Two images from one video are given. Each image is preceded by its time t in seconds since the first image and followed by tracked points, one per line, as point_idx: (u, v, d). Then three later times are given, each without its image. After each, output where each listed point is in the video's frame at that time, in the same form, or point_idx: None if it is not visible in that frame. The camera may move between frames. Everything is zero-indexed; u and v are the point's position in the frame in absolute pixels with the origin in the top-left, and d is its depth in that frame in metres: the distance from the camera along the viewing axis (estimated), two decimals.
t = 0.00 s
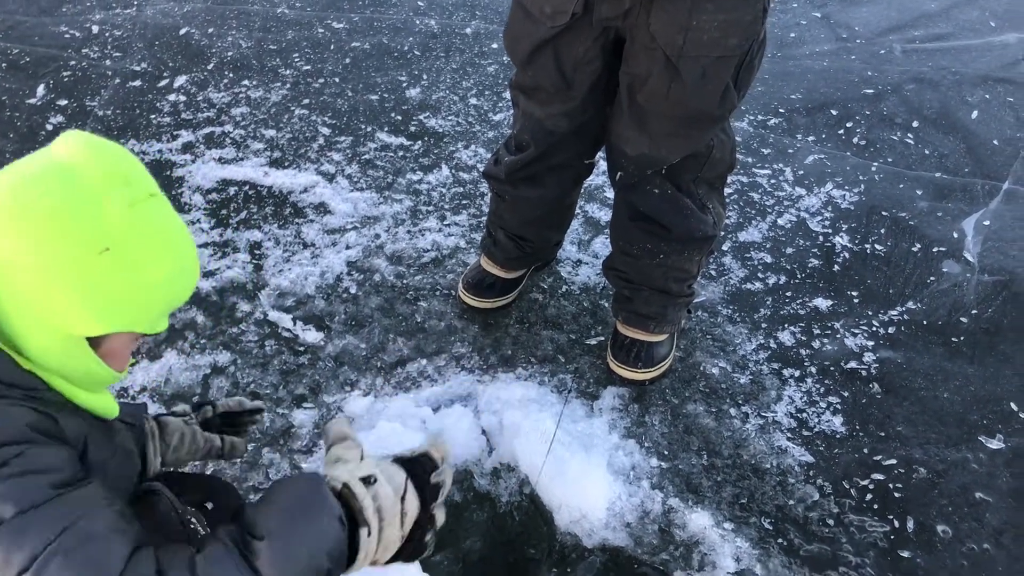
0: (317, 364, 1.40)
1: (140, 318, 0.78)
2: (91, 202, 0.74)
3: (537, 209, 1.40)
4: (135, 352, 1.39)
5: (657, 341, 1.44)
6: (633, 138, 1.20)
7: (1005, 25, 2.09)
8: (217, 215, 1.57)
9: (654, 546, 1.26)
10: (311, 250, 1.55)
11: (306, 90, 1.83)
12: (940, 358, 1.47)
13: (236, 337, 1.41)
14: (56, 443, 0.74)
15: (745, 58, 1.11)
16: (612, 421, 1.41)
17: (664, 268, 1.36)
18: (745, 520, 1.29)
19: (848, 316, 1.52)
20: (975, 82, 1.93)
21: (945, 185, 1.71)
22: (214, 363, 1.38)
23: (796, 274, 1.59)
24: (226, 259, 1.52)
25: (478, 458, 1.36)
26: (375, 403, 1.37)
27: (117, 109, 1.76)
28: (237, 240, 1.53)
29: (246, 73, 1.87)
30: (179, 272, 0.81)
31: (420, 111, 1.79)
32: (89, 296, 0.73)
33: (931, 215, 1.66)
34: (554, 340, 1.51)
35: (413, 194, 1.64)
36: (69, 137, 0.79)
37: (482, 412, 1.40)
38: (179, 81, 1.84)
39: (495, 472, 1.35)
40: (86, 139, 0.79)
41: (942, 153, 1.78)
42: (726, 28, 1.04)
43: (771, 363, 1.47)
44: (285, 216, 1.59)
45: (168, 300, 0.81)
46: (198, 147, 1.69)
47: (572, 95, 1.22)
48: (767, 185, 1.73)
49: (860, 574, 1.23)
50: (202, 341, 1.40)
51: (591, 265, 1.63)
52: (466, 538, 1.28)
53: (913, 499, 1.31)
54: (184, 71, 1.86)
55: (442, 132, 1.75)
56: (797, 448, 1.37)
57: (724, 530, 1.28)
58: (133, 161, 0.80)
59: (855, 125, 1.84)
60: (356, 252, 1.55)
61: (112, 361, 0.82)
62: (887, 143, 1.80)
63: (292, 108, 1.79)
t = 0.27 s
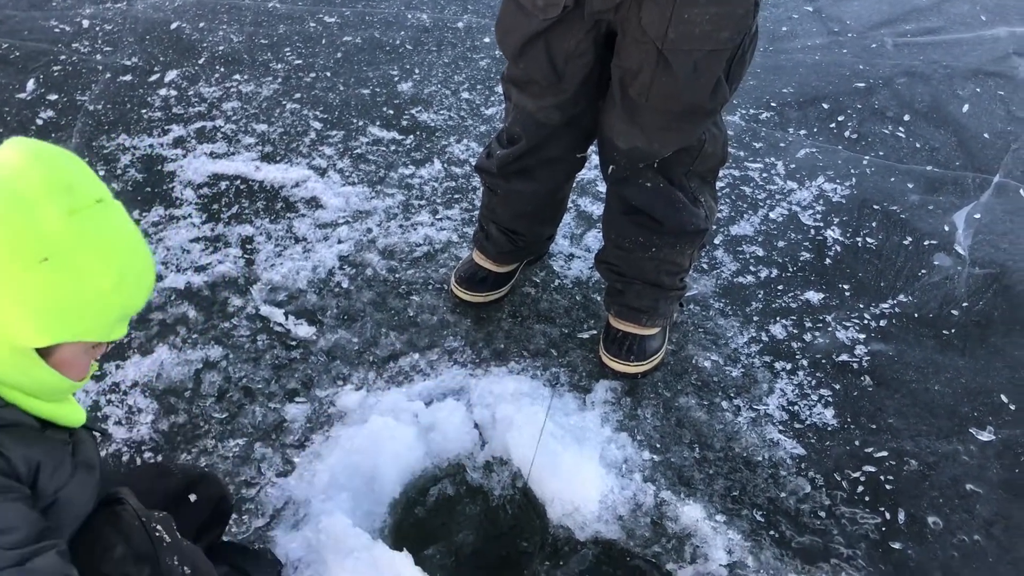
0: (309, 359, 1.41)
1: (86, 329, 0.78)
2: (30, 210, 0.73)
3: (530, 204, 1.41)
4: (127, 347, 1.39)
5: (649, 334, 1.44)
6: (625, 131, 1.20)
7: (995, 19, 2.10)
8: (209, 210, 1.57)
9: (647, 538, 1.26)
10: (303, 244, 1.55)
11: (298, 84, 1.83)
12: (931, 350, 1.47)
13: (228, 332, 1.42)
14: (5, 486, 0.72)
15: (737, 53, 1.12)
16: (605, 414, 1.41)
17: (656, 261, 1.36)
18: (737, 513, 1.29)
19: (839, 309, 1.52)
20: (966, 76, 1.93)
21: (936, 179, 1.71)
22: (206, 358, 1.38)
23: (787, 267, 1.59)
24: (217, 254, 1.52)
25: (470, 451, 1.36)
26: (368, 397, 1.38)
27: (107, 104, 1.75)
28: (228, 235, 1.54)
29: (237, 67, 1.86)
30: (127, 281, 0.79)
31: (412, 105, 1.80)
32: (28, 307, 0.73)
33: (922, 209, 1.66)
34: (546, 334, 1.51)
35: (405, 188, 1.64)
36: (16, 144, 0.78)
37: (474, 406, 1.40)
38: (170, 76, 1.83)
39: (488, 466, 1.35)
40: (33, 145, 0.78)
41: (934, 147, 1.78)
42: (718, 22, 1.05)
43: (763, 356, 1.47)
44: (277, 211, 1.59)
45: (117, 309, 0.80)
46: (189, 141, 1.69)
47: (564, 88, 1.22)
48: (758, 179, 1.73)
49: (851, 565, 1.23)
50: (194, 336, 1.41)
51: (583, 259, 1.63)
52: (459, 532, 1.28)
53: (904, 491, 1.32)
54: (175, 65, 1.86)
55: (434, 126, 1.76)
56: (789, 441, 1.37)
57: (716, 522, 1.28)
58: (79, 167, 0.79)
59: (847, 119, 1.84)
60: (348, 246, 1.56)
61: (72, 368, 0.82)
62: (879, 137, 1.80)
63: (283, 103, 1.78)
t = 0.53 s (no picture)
0: (296, 352, 1.41)
1: (159, 301, 0.78)
2: (123, 182, 0.73)
3: (516, 196, 1.41)
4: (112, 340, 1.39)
5: (636, 327, 1.45)
6: (609, 125, 1.20)
7: (980, 13, 2.11)
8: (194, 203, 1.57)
9: (634, 529, 1.27)
10: (290, 237, 1.55)
11: (284, 76, 1.82)
12: (916, 342, 1.48)
13: (214, 325, 1.41)
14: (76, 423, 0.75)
15: (721, 47, 1.10)
16: (592, 406, 1.41)
17: (642, 256, 1.37)
18: (723, 503, 1.30)
19: (824, 301, 1.53)
20: (951, 69, 1.94)
21: (921, 171, 1.72)
22: (192, 351, 1.38)
23: (773, 259, 1.60)
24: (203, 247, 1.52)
25: (458, 443, 1.36)
26: (355, 390, 1.38)
27: (91, 96, 1.74)
28: (214, 227, 1.53)
29: (223, 59, 1.85)
30: (197, 261, 0.81)
31: (399, 97, 1.80)
32: (111, 270, 0.73)
33: (907, 201, 1.67)
34: (533, 326, 1.51)
35: (392, 180, 1.64)
36: (110, 121, 0.79)
37: (461, 398, 1.40)
38: (155, 68, 1.82)
39: (475, 458, 1.35)
40: (126, 127, 0.79)
41: (919, 140, 1.79)
42: (701, 18, 1.04)
43: (749, 348, 1.48)
44: (263, 203, 1.59)
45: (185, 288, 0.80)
46: (174, 134, 1.68)
47: (547, 78, 1.22)
48: (744, 171, 1.74)
49: (837, 555, 1.24)
50: (180, 329, 1.40)
51: (571, 251, 1.64)
52: (446, 523, 1.28)
53: (889, 481, 1.33)
54: (159, 58, 1.85)
55: (421, 119, 1.76)
56: (775, 432, 1.38)
57: (702, 513, 1.29)
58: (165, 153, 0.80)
59: (833, 112, 1.85)
60: (334, 239, 1.55)
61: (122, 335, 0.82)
62: (864, 130, 1.81)
63: (269, 95, 1.78)
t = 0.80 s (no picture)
0: (270, 345, 1.41)
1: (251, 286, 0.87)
2: (262, 167, 0.86)
3: (491, 189, 1.41)
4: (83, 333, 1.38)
5: (610, 320, 1.45)
6: (582, 126, 1.20)
7: (953, 6, 2.13)
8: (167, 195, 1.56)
9: (608, 520, 1.27)
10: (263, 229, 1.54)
11: (257, 68, 1.82)
12: (888, 333, 1.49)
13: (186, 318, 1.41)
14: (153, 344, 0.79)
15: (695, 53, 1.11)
16: (567, 398, 1.42)
17: (617, 253, 1.37)
18: (697, 494, 1.31)
19: (798, 292, 1.54)
20: (925, 61, 1.95)
21: (894, 163, 1.73)
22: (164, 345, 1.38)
23: (747, 251, 1.60)
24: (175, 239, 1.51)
25: (433, 436, 1.36)
26: (329, 383, 1.38)
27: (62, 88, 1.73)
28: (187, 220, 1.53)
29: (196, 51, 1.84)
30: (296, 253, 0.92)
31: (374, 89, 1.80)
32: (241, 238, 0.83)
33: (881, 193, 1.68)
34: (509, 319, 1.52)
35: (367, 172, 1.65)
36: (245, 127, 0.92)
37: (436, 391, 1.40)
38: (127, 59, 1.81)
39: (450, 451, 1.35)
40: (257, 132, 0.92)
41: (892, 132, 1.80)
42: (674, 22, 1.04)
43: (723, 339, 1.49)
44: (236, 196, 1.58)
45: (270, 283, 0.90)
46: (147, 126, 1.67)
47: (523, 73, 1.21)
48: (720, 164, 1.74)
49: (809, 545, 1.25)
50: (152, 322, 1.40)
51: (547, 244, 1.64)
52: (421, 516, 1.28)
53: (861, 471, 1.34)
54: (132, 49, 1.84)
55: (396, 110, 1.76)
56: (748, 423, 1.39)
57: (676, 504, 1.29)
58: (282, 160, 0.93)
59: (807, 104, 1.86)
60: (309, 232, 1.56)
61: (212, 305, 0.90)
62: (838, 122, 1.82)
63: (243, 86, 1.77)
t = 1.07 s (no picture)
0: (247, 336, 1.41)
1: (260, 271, 0.95)
2: (279, 157, 0.93)
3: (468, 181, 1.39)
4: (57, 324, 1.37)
5: (589, 312, 1.44)
6: (557, 129, 1.18)
7: None
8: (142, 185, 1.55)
9: (588, 510, 1.27)
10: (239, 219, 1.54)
11: (234, 57, 1.81)
12: (867, 322, 1.50)
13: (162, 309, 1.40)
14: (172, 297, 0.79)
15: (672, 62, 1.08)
16: (547, 388, 1.41)
17: (594, 252, 1.36)
18: (677, 484, 1.31)
19: (777, 282, 1.54)
20: (903, 52, 1.96)
21: (873, 153, 1.74)
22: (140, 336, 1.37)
23: (727, 241, 1.61)
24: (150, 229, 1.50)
25: (412, 428, 1.34)
26: (307, 375, 1.37)
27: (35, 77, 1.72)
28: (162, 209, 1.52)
29: (171, 40, 1.84)
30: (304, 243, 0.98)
31: (352, 78, 1.80)
32: (257, 216, 0.90)
33: (860, 182, 1.69)
34: (489, 310, 1.51)
35: (345, 162, 1.65)
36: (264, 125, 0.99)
37: (415, 382, 1.39)
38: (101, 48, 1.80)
39: (430, 442, 1.34)
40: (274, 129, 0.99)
41: (871, 122, 1.81)
42: (651, 31, 1.02)
43: (702, 329, 1.49)
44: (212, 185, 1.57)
45: (275, 274, 0.97)
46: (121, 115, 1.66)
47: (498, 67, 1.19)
48: (699, 154, 1.74)
49: (788, 534, 1.26)
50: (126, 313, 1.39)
51: (526, 234, 1.63)
52: (400, 508, 1.27)
53: (840, 460, 1.34)
54: (105, 38, 1.83)
55: (374, 100, 1.76)
56: (727, 412, 1.39)
57: (656, 494, 1.29)
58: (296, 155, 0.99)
59: (786, 94, 1.86)
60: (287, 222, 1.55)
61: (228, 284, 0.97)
62: (817, 112, 1.83)
63: (219, 76, 1.76)
